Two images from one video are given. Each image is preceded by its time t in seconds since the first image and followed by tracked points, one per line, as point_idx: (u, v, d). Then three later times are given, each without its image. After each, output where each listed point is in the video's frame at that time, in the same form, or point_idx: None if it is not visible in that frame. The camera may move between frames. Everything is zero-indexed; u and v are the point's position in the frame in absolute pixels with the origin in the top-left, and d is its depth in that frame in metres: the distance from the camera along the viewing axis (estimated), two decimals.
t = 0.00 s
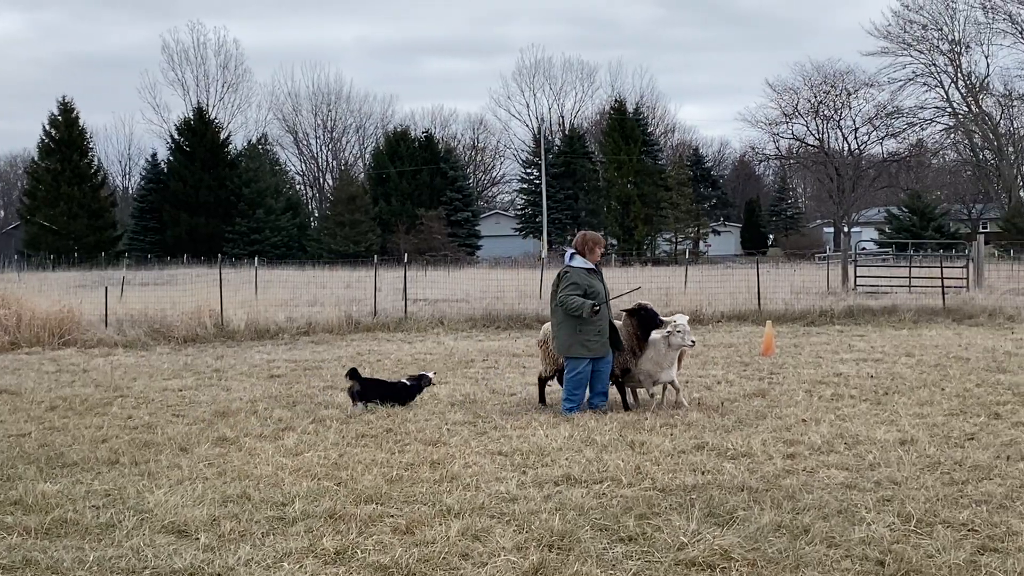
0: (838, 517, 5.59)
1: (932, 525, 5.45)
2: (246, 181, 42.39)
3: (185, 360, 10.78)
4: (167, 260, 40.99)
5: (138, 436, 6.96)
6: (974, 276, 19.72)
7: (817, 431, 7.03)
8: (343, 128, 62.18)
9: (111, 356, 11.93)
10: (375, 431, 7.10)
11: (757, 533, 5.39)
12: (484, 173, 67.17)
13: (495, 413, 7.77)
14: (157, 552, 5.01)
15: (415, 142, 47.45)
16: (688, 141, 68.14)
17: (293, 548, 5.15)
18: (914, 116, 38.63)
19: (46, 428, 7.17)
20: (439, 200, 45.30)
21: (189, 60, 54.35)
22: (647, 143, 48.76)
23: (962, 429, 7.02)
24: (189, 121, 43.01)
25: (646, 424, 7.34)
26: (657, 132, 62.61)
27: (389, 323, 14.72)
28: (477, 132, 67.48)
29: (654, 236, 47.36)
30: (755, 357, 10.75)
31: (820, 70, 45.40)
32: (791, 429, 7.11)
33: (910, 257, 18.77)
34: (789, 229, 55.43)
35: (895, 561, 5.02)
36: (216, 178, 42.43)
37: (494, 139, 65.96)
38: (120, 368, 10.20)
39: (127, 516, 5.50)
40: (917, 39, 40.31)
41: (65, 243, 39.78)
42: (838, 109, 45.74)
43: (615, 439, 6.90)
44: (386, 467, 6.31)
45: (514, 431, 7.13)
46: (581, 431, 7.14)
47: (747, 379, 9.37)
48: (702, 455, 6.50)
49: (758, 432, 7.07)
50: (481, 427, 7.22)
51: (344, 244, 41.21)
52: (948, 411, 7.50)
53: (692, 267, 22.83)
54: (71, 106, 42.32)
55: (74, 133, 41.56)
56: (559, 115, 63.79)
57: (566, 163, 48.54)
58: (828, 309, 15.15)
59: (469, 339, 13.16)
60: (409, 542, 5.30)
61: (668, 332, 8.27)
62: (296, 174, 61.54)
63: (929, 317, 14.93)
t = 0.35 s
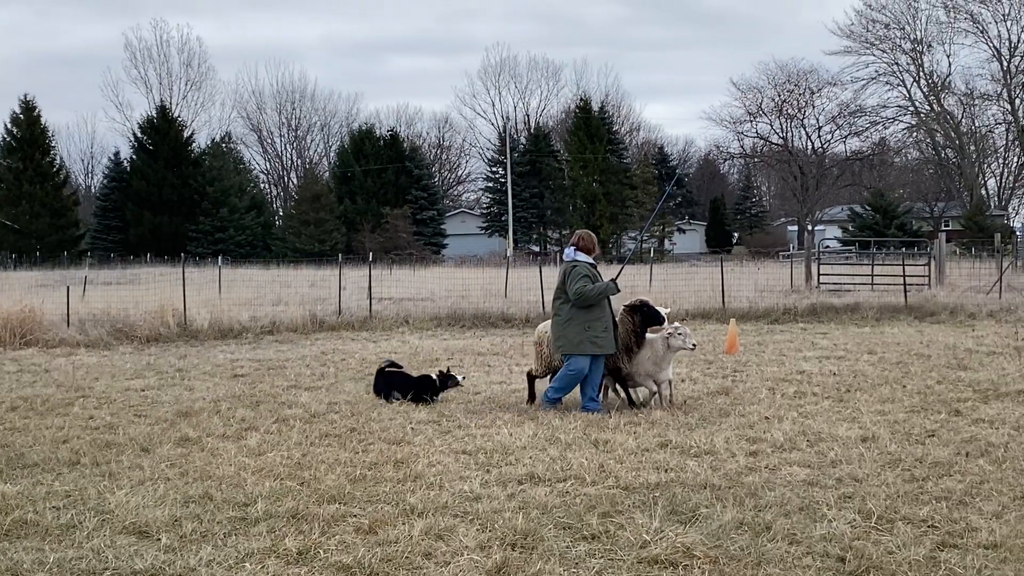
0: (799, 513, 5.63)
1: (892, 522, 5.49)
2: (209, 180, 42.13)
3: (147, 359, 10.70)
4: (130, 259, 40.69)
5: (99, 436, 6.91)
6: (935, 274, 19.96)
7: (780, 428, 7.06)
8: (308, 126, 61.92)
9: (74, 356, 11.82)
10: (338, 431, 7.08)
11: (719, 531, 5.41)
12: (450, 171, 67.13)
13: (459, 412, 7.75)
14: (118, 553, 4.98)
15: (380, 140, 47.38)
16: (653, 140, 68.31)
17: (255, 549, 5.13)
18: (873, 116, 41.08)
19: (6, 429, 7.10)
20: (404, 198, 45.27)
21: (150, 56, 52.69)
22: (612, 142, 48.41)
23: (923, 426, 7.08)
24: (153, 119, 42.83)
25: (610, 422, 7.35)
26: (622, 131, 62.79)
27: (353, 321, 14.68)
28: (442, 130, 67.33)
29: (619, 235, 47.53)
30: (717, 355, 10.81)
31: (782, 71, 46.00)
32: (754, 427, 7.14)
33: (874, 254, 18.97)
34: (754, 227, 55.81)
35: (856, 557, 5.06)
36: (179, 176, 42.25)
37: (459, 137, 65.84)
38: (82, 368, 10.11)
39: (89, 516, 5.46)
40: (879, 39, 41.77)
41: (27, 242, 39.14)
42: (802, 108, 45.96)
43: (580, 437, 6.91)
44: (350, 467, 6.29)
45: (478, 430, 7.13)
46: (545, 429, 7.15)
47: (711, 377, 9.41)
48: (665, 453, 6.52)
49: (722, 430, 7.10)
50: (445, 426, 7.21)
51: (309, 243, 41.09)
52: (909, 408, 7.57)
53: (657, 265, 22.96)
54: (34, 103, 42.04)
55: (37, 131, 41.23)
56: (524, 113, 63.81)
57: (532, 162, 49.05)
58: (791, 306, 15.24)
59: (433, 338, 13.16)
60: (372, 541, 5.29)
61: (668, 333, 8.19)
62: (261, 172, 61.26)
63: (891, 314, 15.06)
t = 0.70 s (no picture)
0: (766, 510, 5.65)
1: (859, 518, 5.51)
2: (177, 178, 41.63)
3: (115, 359, 10.63)
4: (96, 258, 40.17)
5: (66, 436, 6.87)
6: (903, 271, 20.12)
7: (748, 425, 7.09)
8: (276, 124, 61.66)
9: (39, 356, 11.69)
10: (306, 430, 7.06)
11: (687, 527, 5.42)
12: (419, 170, 67.03)
13: (428, 410, 7.72)
14: (84, 553, 4.95)
15: (349, 139, 47.32)
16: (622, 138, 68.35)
17: (222, 548, 5.11)
18: (842, 113, 42.59)
19: None
20: (372, 197, 45.25)
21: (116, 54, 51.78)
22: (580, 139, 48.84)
23: (889, 422, 7.12)
24: (119, 117, 42.45)
25: (579, 420, 7.35)
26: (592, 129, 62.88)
27: (323, 320, 14.66)
28: (412, 128, 67.17)
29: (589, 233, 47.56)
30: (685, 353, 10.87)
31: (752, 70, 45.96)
32: (722, 424, 7.16)
33: (842, 252, 19.07)
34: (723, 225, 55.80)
35: (823, 553, 5.07)
36: (147, 175, 41.99)
37: (428, 135, 65.71)
38: (48, 368, 10.03)
39: (55, 517, 5.43)
40: (848, 37, 43.54)
41: None
42: (770, 106, 46.27)
43: (548, 435, 6.91)
44: (318, 465, 6.27)
45: (446, 429, 7.12)
46: (513, 427, 7.14)
47: (680, 373, 9.44)
48: (634, 450, 6.53)
49: (690, 427, 7.11)
50: (414, 424, 7.19)
51: (278, 241, 40.64)
52: (876, 404, 7.61)
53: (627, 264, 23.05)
54: None
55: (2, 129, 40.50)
56: (493, 111, 63.76)
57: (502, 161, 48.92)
58: (761, 304, 15.28)
59: (402, 336, 13.15)
60: (340, 540, 5.27)
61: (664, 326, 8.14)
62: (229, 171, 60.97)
63: (859, 311, 15.15)
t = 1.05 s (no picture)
0: (740, 507, 5.66)
1: (831, 515, 5.53)
2: (148, 178, 41.43)
3: (87, 360, 10.59)
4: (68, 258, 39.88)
5: (37, 437, 6.84)
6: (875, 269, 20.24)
7: (721, 423, 7.10)
8: (249, 124, 61.57)
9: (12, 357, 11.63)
10: (279, 430, 7.04)
11: (661, 525, 5.43)
12: (392, 170, 67.05)
13: (401, 409, 7.71)
14: (56, 554, 4.93)
15: (322, 138, 47.29)
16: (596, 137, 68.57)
17: (195, 549, 5.08)
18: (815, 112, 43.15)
19: None
20: (346, 197, 45.25)
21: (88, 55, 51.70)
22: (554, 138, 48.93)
23: (861, 419, 7.15)
24: (91, 117, 42.32)
25: (553, 419, 7.35)
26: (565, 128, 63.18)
27: (296, 320, 14.63)
28: (385, 128, 67.18)
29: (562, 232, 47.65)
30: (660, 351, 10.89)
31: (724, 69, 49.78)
32: (696, 422, 7.17)
33: (814, 249, 19.14)
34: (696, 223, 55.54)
35: (795, 550, 5.09)
36: (119, 175, 41.69)
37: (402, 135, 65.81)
38: (20, 369, 9.98)
39: (26, 518, 5.39)
40: (819, 37, 43.79)
41: None
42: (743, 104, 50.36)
43: (522, 434, 6.91)
44: (291, 465, 6.26)
45: (420, 428, 7.11)
46: (487, 426, 7.15)
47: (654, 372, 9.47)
48: (608, 448, 6.53)
49: (663, 425, 7.13)
50: (387, 424, 7.18)
51: (251, 241, 40.77)
52: (848, 402, 7.65)
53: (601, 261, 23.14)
54: None
55: None
56: (467, 110, 63.96)
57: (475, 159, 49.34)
58: (733, 302, 15.33)
59: (376, 336, 13.15)
60: (312, 540, 5.26)
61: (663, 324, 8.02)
62: (202, 170, 60.79)
63: (831, 309, 15.19)
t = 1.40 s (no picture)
0: (714, 507, 5.66)
1: (805, 514, 5.54)
2: (122, 179, 41.32)
3: (59, 362, 10.52)
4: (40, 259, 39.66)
5: (7, 440, 6.78)
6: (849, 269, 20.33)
7: (696, 423, 7.11)
8: (223, 125, 61.45)
9: None
10: (253, 431, 7.03)
11: (636, 525, 5.43)
12: (367, 170, 67.04)
13: (376, 411, 7.70)
14: (27, 558, 4.89)
15: (297, 139, 47.22)
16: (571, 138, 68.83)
17: (167, 551, 5.05)
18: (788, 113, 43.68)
19: None
20: (321, 197, 45.14)
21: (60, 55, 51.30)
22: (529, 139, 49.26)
23: (835, 419, 7.17)
24: (64, 118, 42.10)
25: (528, 419, 7.34)
26: (540, 129, 63.50)
27: (270, 321, 14.58)
28: (360, 128, 67.19)
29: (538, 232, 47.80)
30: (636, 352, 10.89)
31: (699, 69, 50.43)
32: (670, 422, 7.18)
33: (789, 250, 19.20)
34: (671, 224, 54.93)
35: (769, 549, 5.09)
36: (93, 176, 41.37)
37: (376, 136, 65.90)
38: None
39: None
40: (793, 37, 44.07)
41: None
42: (717, 105, 51.07)
43: (497, 434, 6.90)
44: (264, 467, 6.23)
45: (394, 429, 7.10)
46: (462, 427, 7.14)
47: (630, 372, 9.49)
48: (582, 448, 6.53)
49: (639, 425, 7.12)
50: (361, 425, 7.18)
51: (226, 242, 40.77)
52: (822, 401, 7.67)
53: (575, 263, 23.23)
54: None
55: None
56: (442, 111, 64.07)
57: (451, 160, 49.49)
58: (708, 303, 15.36)
59: (350, 337, 13.14)
60: (286, 542, 5.24)
61: (664, 323, 7.97)
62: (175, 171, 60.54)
63: (806, 310, 15.23)
